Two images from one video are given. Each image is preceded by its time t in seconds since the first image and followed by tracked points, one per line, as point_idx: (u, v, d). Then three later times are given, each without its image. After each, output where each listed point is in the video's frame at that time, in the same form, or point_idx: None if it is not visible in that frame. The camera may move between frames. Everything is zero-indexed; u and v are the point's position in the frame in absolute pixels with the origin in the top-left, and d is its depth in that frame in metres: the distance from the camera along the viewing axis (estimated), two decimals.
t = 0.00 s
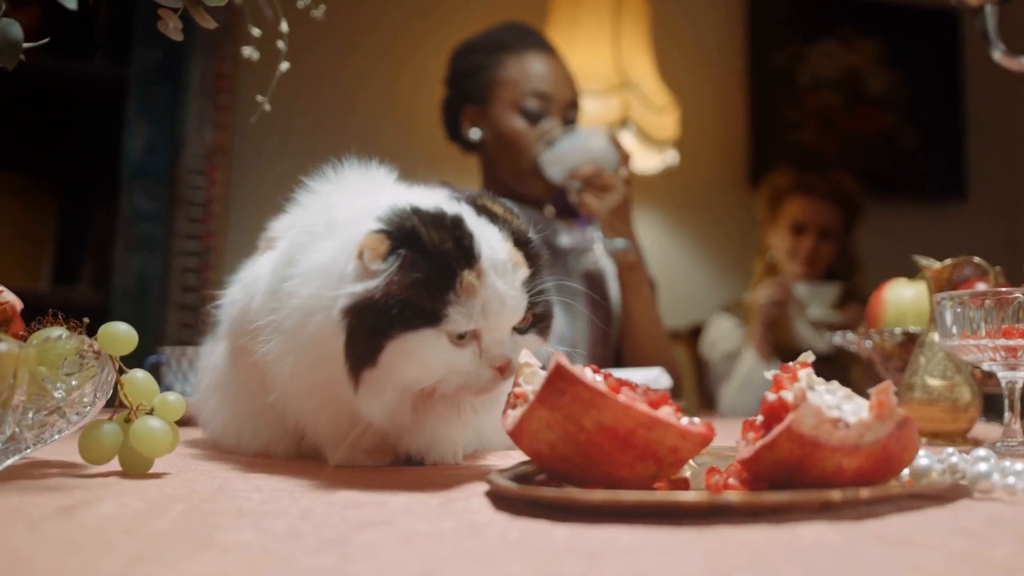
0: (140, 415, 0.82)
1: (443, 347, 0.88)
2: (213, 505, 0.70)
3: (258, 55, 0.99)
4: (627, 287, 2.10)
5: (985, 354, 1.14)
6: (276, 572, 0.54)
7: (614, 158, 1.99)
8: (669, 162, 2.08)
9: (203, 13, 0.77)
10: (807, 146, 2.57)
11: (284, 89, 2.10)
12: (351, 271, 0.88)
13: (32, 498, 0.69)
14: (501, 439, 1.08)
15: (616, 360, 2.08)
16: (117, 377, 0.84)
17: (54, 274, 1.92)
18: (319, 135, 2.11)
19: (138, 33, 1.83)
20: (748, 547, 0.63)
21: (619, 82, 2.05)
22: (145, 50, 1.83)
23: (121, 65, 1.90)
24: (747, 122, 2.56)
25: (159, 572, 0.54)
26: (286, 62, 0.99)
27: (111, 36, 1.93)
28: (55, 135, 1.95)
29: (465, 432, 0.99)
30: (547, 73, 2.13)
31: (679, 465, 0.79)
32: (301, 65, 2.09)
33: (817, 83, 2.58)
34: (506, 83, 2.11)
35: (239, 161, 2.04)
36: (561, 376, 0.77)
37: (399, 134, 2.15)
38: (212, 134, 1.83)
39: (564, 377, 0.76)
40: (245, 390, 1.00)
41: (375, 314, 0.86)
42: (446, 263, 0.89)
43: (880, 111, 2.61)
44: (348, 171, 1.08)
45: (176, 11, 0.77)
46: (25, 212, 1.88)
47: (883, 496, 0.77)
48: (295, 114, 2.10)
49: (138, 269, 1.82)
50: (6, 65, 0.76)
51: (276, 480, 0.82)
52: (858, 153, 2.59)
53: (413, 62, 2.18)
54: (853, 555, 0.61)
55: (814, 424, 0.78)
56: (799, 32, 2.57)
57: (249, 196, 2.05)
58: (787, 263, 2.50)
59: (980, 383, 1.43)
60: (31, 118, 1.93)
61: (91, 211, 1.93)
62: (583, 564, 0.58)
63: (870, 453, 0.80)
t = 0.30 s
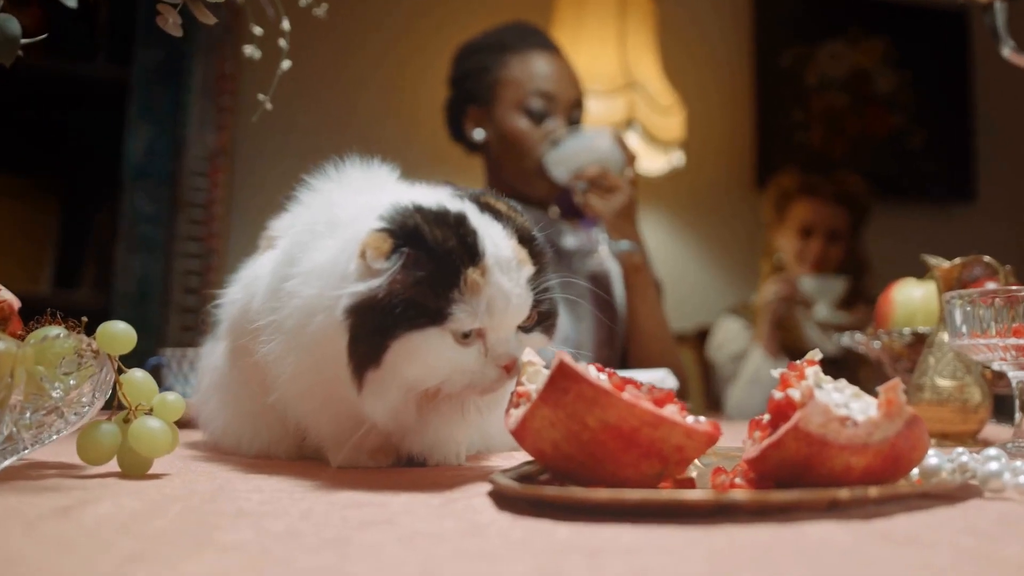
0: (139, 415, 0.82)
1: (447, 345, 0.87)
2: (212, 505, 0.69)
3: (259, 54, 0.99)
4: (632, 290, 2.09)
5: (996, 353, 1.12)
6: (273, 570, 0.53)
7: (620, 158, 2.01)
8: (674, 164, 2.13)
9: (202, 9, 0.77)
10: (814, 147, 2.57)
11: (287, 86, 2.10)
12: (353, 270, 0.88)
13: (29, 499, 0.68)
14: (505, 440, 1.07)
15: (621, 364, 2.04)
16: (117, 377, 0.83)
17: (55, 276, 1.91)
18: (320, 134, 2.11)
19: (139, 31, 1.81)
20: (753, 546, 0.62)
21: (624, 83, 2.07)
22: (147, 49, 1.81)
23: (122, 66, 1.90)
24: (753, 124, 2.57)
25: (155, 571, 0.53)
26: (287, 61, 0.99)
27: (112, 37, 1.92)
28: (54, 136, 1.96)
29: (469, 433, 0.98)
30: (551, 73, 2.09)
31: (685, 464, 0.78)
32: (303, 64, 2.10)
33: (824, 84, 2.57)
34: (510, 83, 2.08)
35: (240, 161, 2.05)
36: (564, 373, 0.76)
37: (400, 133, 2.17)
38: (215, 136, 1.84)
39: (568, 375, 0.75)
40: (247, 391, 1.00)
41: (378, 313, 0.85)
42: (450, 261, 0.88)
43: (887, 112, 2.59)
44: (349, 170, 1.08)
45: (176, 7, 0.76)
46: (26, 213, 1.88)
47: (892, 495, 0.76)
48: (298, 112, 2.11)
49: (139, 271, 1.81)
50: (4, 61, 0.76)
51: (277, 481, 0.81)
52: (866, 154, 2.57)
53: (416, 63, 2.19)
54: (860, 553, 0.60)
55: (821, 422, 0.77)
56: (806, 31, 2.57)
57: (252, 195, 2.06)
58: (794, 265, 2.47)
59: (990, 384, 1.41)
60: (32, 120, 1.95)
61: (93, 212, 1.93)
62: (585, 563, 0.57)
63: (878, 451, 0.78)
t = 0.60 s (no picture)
0: (132, 418, 0.81)
1: (446, 347, 0.86)
2: (203, 510, 0.69)
3: (257, 54, 1.00)
4: (634, 294, 2.08)
5: (1002, 356, 1.11)
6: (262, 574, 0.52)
7: (622, 161, 1.99)
8: (677, 166, 2.11)
9: (197, 6, 0.76)
10: (819, 150, 2.54)
11: (285, 87, 2.09)
12: (349, 271, 0.87)
13: (18, 502, 0.67)
14: (504, 444, 1.06)
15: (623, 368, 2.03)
16: (109, 379, 0.83)
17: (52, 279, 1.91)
18: (318, 137, 2.11)
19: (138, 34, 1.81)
20: (755, 551, 0.61)
21: (626, 84, 2.05)
22: (146, 52, 1.82)
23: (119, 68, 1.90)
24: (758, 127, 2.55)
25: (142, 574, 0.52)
26: (285, 60, 1.01)
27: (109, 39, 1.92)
28: (51, 137, 1.95)
29: (468, 437, 0.97)
30: (552, 73, 2.12)
31: (686, 468, 0.77)
32: (302, 64, 2.09)
33: (829, 87, 2.55)
34: (510, 84, 2.10)
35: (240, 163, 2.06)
36: (563, 375, 0.75)
37: (401, 140, 2.15)
38: (213, 138, 1.83)
39: (567, 377, 0.74)
40: (243, 394, 0.99)
41: (375, 315, 0.84)
42: (447, 261, 0.87)
43: (893, 114, 2.58)
44: (346, 171, 1.07)
45: (170, 5, 0.75)
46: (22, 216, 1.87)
47: (895, 499, 0.74)
48: (297, 114, 2.10)
49: (138, 275, 1.81)
50: None
51: (271, 485, 0.81)
52: (872, 156, 2.57)
53: (415, 63, 2.17)
54: (863, 557, 0.59)
55: (824, 425, 0.76)
56: (810, 31, 2.55)
57: (251, 198, 2.06)
58: (798, 267, 2.49)
59: (997, 388, 1.40)
60: (29, 121, 1.94)
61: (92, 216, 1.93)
62: (581, 567, 0.56)
63: (883, 455, 0.77)
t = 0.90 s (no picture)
0: (117, 425, 0.80)
1: (437, 352, 0.85)
2: (189, 517, 0.68)
3: (248, 56, 0.99)
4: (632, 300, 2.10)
5: (1003, 360, 1.10)
6: None
7: (621, 166, 1.98)
8: (676, 170, 2.14)
9: (183, 6, 0.75)
10: (820, 155, 2.55)
11: (279, 89, 2.09)
12: (339, 275, 0.86)
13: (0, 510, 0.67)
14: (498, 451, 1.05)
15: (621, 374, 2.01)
16: (95, 385, 0.82)
17: (45, 286, 1.90)
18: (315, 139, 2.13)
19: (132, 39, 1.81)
20: (748, 557, 0.60)
21: (624, 88, 2.04)
22: (140, 57, 1.81)
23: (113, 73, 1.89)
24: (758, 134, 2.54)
25: None
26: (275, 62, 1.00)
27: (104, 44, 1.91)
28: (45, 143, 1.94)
29: (460, 443, 0.96)
30: (548, 76, 2.06)
31: (680, 475, 0.76)
32: (296, 69, 2.10)
33: (830, 90, 2.56)
34: (506, 88, 2.05)
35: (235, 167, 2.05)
36: (555, 380, 0.73)
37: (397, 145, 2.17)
38: (207, 143, 1.82)
39: (558, 382, 0.73)
40: (232, 401, 0.98)
41: (365, 319, 0.83)
42: (437, 265, 0.86)
43: (893, 116, 2.59)
44: (335, 175, 1.06)
45: (156, 5, 0.75)
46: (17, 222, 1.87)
47: (893, 505, 0.73)
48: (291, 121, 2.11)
49: (131, 282, 1.80)
50: None
51: (260, 493, 0.80)
52: (873, 159, 2.57)
53: (411, 70, 2.19)
54: (859, 563, 0.58)
55: (820, 430, 0.75)
56: (811, 34, 2.55)
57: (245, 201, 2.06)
58: (798, 272, 2.44)
59: (998, 393, 1.39)
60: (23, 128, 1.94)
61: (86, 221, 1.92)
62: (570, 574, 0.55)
63: (880, 460, 0.76)
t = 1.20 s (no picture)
0: (112, 432, 0.81)
1: (436, 357, 0.84)
2: (184, 524, 0.67)
3: (246, 60, 0.99)
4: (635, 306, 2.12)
5: (1009, 366, 1.09)
6: None
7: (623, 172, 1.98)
8: (680, 174, 2.10)
9: (180, 10, 0.75)
10: (825, 160, 2.54)
11: (278, 93, 2.10)
12: (336, 279, 0.85)
13: None
14: (498, 457, 1.04)
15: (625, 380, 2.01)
16: (91, 392, 0.82)
17: (45, 292, 1.90)
18: (314, 143, 2.13)
19: (133, 44, 1.81)
20: (749, 566, 0.59)
21: (628, 93, 2.05)
22: (140, 61, 1.81)
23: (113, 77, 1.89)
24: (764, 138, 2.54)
25: None
26: (275, 68, 1.00)
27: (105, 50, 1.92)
28: (48, 151, 1.95)
29: (459, 449, 0.96)
30: (549, 80, 2.05)
31: (680, 482, 0.75)
32: (296, 73, 2.10)
33: (836, 94, 2.55)
34: (506, 92, 2.05)
35: (235, 172, 2.05)
36: (553, 386, 0.73)
37: (398, 151, 2.17)
38: (208, 147, 1.84)
39: (557, 388, 0.72)
40: (229, 407, 0.97)
41: (362, 324, 0.83)
42: (435, 268, 0.85)
43: (900, 121, 2.58)
44: (333, 180, 1.06)
45: (152, 7, 0.74)
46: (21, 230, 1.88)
47: (897, 512, 0.72)
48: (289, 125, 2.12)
49: (131, 288, 1.80)
50: None
51: (256, 500, 0.79)
52: (880, 163, 2.56)
53: (413, 73, 2.19)
54: (862, 571, 0.57)
55: (823, 436, 0.74)
56: (816, 38, 2.54)
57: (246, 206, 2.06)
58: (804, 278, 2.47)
59: (1005, 399, 1.37)
60: (24, 135, 1.94)
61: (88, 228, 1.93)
62: None
63: (884, 467, 0.75)
